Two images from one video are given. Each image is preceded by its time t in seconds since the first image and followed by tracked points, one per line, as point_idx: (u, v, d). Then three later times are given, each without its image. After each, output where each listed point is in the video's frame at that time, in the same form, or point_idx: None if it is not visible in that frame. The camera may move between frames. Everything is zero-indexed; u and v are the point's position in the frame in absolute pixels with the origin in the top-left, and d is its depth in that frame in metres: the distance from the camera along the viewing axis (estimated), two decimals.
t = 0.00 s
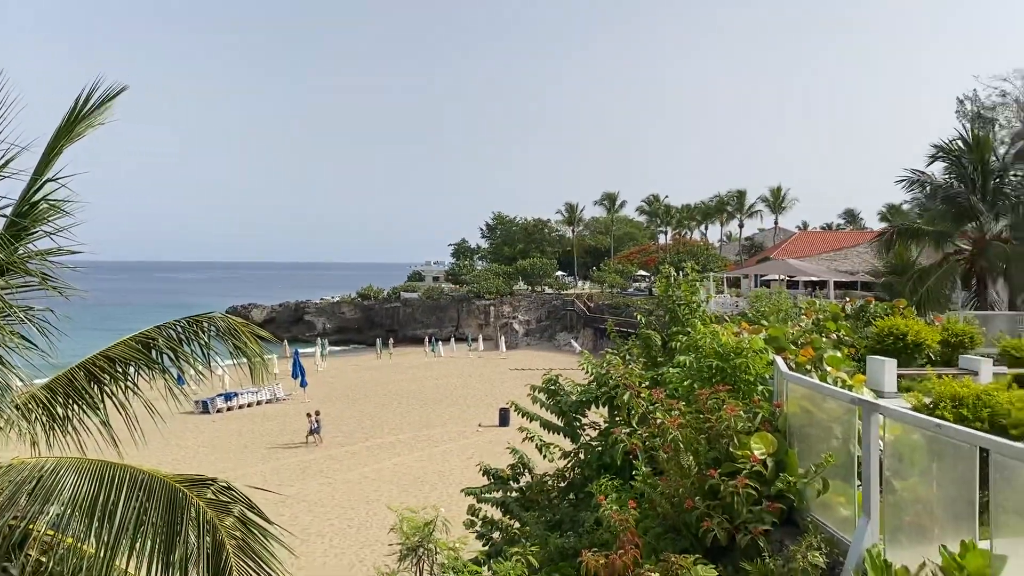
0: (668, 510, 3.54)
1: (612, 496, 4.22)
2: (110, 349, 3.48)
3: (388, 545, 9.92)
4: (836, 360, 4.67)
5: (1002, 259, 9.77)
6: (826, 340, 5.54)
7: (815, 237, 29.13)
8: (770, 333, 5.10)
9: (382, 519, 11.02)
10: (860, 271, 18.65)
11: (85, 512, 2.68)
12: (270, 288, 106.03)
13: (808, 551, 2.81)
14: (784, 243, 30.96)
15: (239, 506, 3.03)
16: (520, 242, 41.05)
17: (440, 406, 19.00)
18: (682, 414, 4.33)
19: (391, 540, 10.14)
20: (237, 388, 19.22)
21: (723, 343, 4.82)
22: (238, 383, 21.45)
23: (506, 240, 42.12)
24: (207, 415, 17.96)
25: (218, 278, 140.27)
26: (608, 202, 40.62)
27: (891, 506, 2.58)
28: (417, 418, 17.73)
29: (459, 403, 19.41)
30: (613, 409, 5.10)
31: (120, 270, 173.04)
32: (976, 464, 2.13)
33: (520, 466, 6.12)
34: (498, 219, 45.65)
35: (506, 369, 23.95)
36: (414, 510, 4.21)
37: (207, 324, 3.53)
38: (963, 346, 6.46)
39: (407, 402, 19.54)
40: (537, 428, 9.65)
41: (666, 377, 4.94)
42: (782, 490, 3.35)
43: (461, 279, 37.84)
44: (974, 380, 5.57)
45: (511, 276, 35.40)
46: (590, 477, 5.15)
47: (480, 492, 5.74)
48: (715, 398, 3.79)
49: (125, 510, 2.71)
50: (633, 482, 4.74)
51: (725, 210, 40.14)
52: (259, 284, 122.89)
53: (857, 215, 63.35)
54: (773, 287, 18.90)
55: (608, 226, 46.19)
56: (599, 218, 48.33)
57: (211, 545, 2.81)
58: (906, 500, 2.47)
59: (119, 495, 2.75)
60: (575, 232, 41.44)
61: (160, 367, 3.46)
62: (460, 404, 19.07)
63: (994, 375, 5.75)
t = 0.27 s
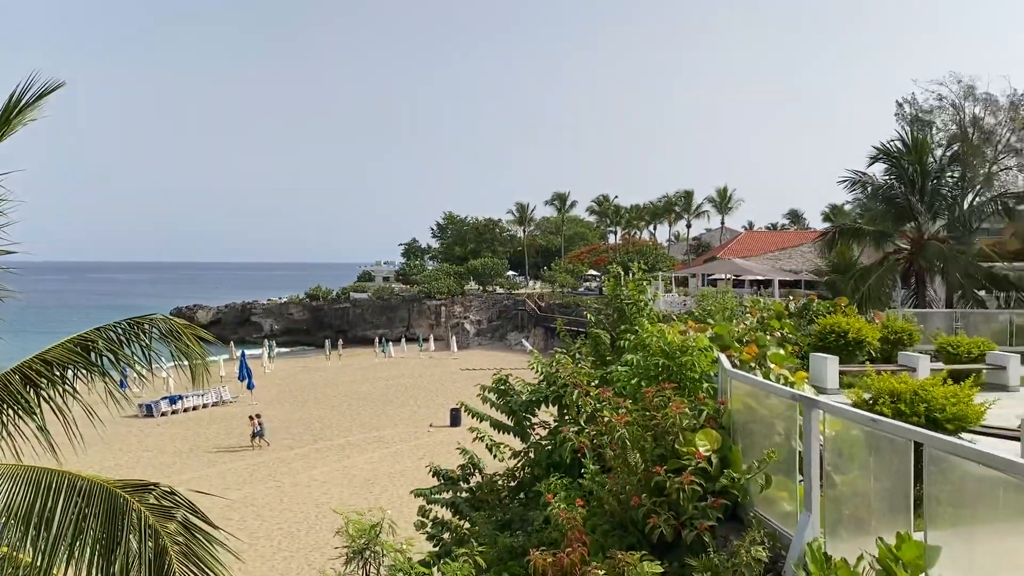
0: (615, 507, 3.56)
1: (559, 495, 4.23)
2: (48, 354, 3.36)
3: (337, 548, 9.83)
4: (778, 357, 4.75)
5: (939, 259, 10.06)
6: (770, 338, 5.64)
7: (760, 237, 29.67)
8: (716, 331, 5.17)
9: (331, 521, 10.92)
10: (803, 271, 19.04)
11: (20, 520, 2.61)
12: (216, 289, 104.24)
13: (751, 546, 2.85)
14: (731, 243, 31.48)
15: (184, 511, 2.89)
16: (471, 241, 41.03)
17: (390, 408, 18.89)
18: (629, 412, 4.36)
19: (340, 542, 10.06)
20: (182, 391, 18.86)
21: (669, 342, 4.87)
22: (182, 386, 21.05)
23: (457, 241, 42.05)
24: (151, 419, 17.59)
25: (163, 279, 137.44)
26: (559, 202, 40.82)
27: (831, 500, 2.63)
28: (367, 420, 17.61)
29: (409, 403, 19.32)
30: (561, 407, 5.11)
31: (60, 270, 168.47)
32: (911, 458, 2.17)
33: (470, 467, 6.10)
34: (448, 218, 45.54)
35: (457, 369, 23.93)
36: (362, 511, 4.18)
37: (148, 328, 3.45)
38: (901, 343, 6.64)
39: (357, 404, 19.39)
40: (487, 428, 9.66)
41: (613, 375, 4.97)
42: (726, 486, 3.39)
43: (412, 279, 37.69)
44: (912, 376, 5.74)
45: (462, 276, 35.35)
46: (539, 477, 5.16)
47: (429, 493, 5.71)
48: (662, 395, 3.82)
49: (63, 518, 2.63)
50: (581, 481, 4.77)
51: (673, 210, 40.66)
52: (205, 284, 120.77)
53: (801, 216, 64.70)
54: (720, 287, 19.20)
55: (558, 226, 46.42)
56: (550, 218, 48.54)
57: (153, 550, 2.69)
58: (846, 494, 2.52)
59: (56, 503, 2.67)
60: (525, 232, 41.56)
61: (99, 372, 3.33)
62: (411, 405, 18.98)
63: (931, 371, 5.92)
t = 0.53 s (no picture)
0: (562, 505, 3.58)
1: (507, 493, 4.24)
2: None
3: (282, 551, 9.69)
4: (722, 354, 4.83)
5: (876, 257, 10.36)
6: (714, 335, 5.72)
7: (705, 236, 30.08)
8: (661, 329, 5.22)
9: (276, 524, 10.77)
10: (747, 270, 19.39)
11: None
12: (157, 288, 101.87)
13: (695, 540, 2.89)
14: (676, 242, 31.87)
15: (122, 516, 2.83)
16: (419, 240, 40.82)
17: (336, 408, 18.69)
18: (576, 409, 4.39)
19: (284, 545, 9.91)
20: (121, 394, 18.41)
21: (615, 339, 4.92)
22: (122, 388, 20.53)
23: (404, 239, 41.79)
24: (89, 423, 17.13)
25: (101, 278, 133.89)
26: (507, 201, 40.83)
27: (773, 493, 2.68)
28: (312, 421, 17.40)
29: (356, 404, 19.14)
30: (509, 406, 5.12)
31: None
32: (848, 450, 2.23)
33: (418, 466, 6.06)
34: (396, 217, 45.23)
35: (405, 369, 23.79)
36: (307, 513, 4.13)
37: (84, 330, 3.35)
38: (841, 339, 6.81)
39: (303, 405, 19.14)
40: (434, 428, 9.62)
41: (561, 373, 5.00)
42: (670, 481, 3.44)
43: (358, 278, 37.34)
44: (850, 371, 5.89)
45: (409, 275, 35.14)
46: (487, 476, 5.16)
47: (377, 493, 5.66)
48: (608, 393, 3.86)
49: None
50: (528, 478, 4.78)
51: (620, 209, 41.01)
52: (145, 284, 118.01)
53: (745, 216, 65.77)
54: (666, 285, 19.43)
55: (507, 225, 46.43)
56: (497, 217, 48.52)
57: (91, 557, 2.62)
58: (787, 487, 2.58)
59: None
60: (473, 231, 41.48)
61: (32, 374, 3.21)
62: (358, 405, 18.81)
63: (869, 366, 6.09)
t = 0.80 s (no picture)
0: (508, 500, 3.60)
1: (453, 490, 4.25)
2: None
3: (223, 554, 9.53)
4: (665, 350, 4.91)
5: (812, 255, 10.69)
6: (657, 332, 5.82)
7: (647, 235, 30.44)
8: (605, 326, 5.29)
9: (216, 527, 10.58)
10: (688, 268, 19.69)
11: None
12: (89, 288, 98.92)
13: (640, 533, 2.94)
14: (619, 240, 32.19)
15: (58, 520, 2.76)
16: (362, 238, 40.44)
17: (278, 409, 18.42)
18: (522, 406, 4.42)
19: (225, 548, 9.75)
20: (53, 396, 17.86)
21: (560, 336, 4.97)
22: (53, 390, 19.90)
23: (347, 237, 41.34)
24: (19, 426, 16.58)
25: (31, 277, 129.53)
26: (451, 199, 40.69)
27: (714, 487, 2.75)
28: (253, 422, 17.11)
29: (298, 404, 18.89)
30: (455, 403, 5.13)
31: None
32: (786, 443, 2.29)
33: (362, 465, 6.02)
34: (338, 214, 44.72)
35: (348, 368, 23.56)
36: (251, 513, 4.08)
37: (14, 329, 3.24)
38: (778, 335, 6.97)
39: (243, 406, 18.81)
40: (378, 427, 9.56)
41: (506, 371, 5.03)
42: (615, 475, 3.49)
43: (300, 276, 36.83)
44: (787, 366, 6.05)
45: (352, 273, 34.78)
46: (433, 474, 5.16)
47: (321, 493, 5.60)
48: (553, 389, 3.90)
49: None
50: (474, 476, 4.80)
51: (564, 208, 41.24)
52: (78, 282, 114.64)
53: (686, 215, 66.66)
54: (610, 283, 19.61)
55: (451, 223, 46.29)
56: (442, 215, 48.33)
57: (25, 564, 2.55)
58: (728, 480, 2.65)
59: None
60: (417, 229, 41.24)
61: None
62: (300, 405, 18.56)
63: (805, 361, 6.26)
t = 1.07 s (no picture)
0: (452, 497, 3.63)
1: (396, 487, 4.26)
2: None
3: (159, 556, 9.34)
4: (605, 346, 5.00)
5: (747, 252, 10.95)
6: (597, 328, 5.90)
7: (587, 232, 30.72)
8: (547, 322, 5.34)
9: (151, 529, 10.35)
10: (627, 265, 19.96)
11: None
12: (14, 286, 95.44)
13: (582, 525, 3.01)
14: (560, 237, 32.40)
15: None
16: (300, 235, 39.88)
17: (214, 409, 18.07)
18: (465, 403, 4.46)
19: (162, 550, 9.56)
20: None
21: (503, 333, 5.00)
22: None
23: (285, 234, 40.72)
24: None
25: None
26: (391, 195, 40.40)
27: (654, 479, 2.83)
28: (189, 422, 16.76)
29: (235, 403, 18.56)
30: (397, 400, 5.13)
31: None
32: (722, 435, 2.37)
33: (302, 464, 5.97)
34: (275, 210, 44.02)
35: (287, 366, 23.24)
36: (190, 513, 4.03)
37: None
38: (714, 331, 7.14)
39: (178, 406, 18.41)
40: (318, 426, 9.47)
41: (449, 368, 5.06)
42: (557, 469, 3.56)
43: (237, 273, 36.16)
44: (724, 361, 6.19)
45: (290, 270, 34.28)
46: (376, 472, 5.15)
47: (260, 493, 5.55)
48: (496, 385, 3.94)
49: None
50: (417, 473, 4.82)
51: (505, 205, 41.28)
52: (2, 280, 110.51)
53: (626, 212, 67.40)
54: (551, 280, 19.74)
55: (391, 219, 45.96)
56: (382, 211, 47.94)
57: None
58: (668, 472, 2.73)
59: None
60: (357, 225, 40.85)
61: None
62: (238, 405, 18.24)
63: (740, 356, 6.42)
